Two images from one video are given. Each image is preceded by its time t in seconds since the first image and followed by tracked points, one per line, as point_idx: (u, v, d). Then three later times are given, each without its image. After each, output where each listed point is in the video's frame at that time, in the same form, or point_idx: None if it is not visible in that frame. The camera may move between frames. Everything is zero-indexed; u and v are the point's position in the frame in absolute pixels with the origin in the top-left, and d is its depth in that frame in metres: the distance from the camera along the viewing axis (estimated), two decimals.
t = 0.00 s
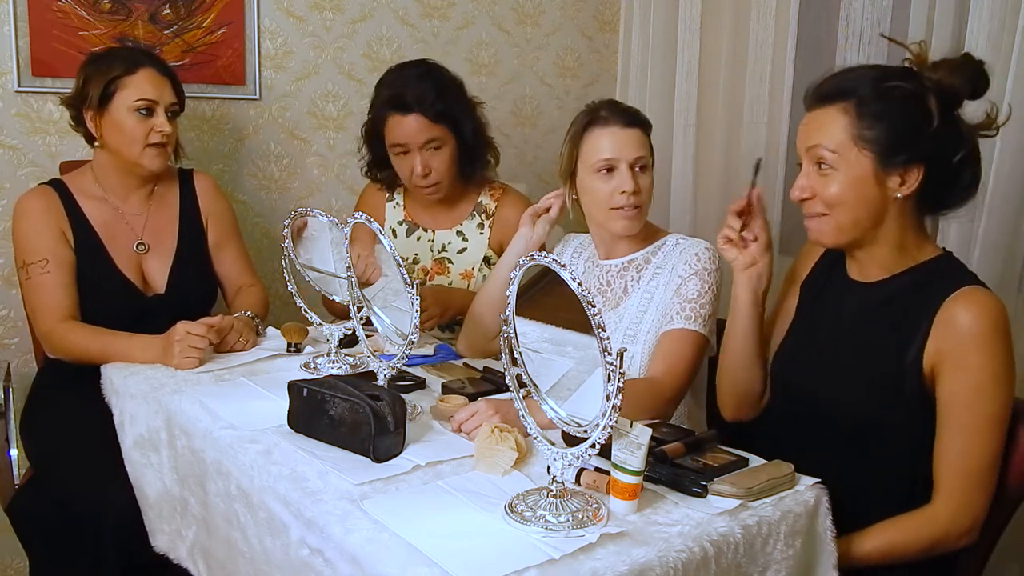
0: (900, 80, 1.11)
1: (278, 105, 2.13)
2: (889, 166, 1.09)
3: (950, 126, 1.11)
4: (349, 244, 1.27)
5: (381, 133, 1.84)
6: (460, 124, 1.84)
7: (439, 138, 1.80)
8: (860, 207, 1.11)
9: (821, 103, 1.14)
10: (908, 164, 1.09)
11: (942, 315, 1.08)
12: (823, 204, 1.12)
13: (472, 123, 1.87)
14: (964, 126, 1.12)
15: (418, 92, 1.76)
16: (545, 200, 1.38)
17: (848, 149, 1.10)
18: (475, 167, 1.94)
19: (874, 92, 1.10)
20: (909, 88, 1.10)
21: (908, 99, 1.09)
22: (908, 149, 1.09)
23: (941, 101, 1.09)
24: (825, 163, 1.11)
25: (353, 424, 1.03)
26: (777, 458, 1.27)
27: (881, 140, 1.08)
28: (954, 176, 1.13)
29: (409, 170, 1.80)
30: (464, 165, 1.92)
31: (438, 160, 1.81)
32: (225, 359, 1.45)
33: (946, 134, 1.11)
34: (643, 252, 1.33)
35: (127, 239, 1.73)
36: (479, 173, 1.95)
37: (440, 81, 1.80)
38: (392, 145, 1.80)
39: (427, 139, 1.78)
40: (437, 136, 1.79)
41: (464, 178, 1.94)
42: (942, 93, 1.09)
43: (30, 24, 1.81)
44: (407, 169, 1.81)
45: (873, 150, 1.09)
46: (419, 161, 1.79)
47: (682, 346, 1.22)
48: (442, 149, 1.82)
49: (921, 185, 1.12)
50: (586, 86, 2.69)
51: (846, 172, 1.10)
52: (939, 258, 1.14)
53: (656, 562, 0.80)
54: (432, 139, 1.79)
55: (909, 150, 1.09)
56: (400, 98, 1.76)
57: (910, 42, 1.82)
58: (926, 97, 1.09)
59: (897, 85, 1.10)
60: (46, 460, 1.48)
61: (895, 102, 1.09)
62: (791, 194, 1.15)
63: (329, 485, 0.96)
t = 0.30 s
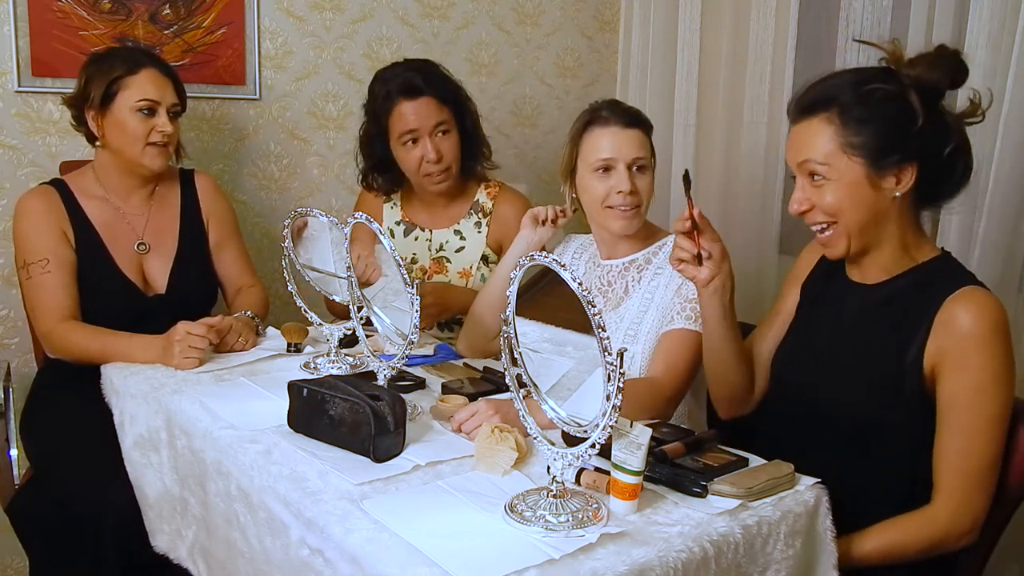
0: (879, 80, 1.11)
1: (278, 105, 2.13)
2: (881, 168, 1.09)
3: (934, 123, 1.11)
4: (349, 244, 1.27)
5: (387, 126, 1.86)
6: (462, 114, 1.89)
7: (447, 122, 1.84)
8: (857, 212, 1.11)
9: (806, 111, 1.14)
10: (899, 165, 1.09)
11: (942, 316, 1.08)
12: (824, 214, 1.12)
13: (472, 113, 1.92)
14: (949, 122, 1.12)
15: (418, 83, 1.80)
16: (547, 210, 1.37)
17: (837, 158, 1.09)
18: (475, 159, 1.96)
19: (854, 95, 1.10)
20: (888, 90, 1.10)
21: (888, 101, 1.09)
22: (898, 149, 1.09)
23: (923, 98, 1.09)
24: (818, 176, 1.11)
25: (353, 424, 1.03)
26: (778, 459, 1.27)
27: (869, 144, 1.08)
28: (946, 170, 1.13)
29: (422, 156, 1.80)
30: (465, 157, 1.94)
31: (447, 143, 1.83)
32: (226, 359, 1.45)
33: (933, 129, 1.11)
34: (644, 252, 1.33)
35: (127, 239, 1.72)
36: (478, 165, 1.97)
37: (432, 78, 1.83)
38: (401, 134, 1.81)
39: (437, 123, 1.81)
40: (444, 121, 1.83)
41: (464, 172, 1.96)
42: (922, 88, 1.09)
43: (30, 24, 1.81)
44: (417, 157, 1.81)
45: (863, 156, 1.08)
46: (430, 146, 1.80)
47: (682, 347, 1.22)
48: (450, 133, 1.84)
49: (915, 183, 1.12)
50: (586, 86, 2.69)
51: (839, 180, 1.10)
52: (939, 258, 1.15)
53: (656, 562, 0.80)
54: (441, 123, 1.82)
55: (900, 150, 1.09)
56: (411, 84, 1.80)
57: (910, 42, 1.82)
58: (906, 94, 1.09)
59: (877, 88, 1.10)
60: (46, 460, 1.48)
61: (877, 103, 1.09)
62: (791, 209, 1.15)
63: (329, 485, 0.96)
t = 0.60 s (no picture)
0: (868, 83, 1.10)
1: (278, 105, 2.13)
2: (875, 169, 1.09)
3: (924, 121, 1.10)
4: (349, 244, 1.27)
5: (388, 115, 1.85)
6: (464, 108, 1.89)
7: (446, 114, 1.83)
8: (855, 213, 1.11)
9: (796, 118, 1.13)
10: (892, 167, 1.09)
11: (940, 316, 1.08)
12: (821, 218, 1.13)
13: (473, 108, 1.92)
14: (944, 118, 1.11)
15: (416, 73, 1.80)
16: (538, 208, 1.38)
17: (831, 163, 1.10)
18: (474, 156, 1.95)
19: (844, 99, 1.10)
20: (876, 93, 1.09)
21: (877, 103, 1.09)
22: (892, 150, 1.09)
23: (913, 97, 1.09)
24: (813, 182, 1.12)
25: (352, 424, 1.03)
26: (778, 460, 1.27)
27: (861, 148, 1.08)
28: (941, 167, 1.13)
29: (422, 146, 1.80)
30: (465, 154, 1.94)
31: (447, 135, 1.83)
32: (226, 359, 1.45)
33: (926, 128, 1.10)
34: (644, 252, 1.33)
35: (128, 238, 1.72)
36: (478, 165, 1.96)
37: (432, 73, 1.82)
38: (401, 123, 1.81)
39: (436, 114, 1.81)
40: (444, 112, 1.83)
41: (462, 171, 1.95)
42: (912, 90, 1.09)
43: (30, 24, 1.81)
44: (414, 147, 1.81)
45: (857, 159, 1.08)
46: (429, 136, 1.80)
47: (682, 347, 1.22)
48: (451, 126, 1.84)
49: (912, 181, 1.12)
50: (586, 86, 2.69)
51: (834, 185, 1.10)
52: (937, 258, 1.14)
53: (656, 562, 0.80)
54: (441, 114, 1.82)
55: (894, 150, 1.09)
56: (413, 74, 1.80)
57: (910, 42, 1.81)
58: (896, 94, 1.09)
59: (868, 91, 1.10)
60: (47, 460, 1.48)
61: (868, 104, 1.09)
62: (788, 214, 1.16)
63: (329, 485, 0.96)
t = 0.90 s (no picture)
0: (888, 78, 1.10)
1: (278, 105, 2.13)
2: (886, 166, 1.09)
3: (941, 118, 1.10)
4: (349, 244, 1.27)
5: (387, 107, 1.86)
6: (462, 107, 1.85)
7: (436, 115, 1.82)
8: (861, 205, 1.11)
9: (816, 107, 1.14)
10: (905, 162, 1.10)
11: (939, 313, 1.08)
12: (826, 206, 1.13)
13: (474, 106, 1.88)
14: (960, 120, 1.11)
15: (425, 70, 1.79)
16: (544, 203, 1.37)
17: (843, 153, 1.10)
18: (474, 154, 1.92)
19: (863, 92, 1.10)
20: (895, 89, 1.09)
21: (896, 99, 1.09)
22: (904, 146, 1.09)
23: (932, 96, 1.09)
24: (823, 171, 1.12)
25: (353, 424, 1.03)
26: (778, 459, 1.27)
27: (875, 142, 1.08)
28: (952, 170, 1.13)
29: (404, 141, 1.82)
30: (462, 153, 1.91)
31: (433, 135, 1.82)
32: (226, 359, 1.45)
33: (942, 125, 1.10)
34: (644, 252, 1.33)
35: (127, 238, 1.72)
36: (478, 164, 1.93)
37: (445, 69, 1.81)
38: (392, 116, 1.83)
39: (425, 112, 1.80)
40: (434, 112, 1.81)
41: (461, 169, 1.93)
42: (933, 88, 1.09)
43: (30, 24, 1.81)
44: (401, 140, 1.82)
45: (869, 151, 1.09)
46: (415, 134, 1.81)
47: (682, 347, 1.22)
48: (439, 127, 1.82)
49: (923, 178, 1.12)
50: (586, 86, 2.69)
51: (843, 175, 1.10)
52: (938, 255, 1.14)
53: (656, 562, 0.80)
54: (429, 113, 1.80)
55: (904, 148, 1.09)
56: (411, 70, 1.80)
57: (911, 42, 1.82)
58: (915, 92, 1.09)
59: (889, 85, 1.09)
60: (46, 460, 1.48)
61: (887, 98, 1.09)
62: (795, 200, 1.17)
63: (329, 485, 0.96)
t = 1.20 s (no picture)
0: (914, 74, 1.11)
1: (278, 105, 2.13)
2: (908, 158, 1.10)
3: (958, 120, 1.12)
4: (349, 245, 1.27)
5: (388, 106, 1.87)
6: (461, 110, 1.85)
7: (433, 117, 1.81)
8: (876, 198, 1.12)
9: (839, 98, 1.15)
10: (925, 154, 1.11)
11: (941, 309, 1.09)
12: (845, 193, 1.13)
13: (476, 107, 1.87)
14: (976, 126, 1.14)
15: (430, 70, 1.79)
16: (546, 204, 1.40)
17: (868, 141, 1.11)
18: (474, 156, 1.91)
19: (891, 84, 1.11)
20: (922, 85, 1.11)
21: (920, 94, 1.10)
22: (922, 141, 1.10)
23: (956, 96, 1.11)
24: (846, 160, 1.12)
25: (353, 424, 1.03)
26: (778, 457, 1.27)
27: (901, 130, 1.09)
28: (965, 171, 1.14)
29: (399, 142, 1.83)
30: (461, 154, 1.90)
31: (427, 139, 1.81)
32: (226, 359, 1.45)
33: (959, 125, 1.12)
34: (644, 252, 1.33)
35: (128, 239, 1.72)
36: (478, 165, 1.92)
37: (456, 67, 1.84)
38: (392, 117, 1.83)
39: (421, 114, 1.80)
40: (431, 113, 1.80)
41: (461, 169, 1.91)
42: (959, 90, 1.10)
43: (30, 24, 1.81)
44: (399, 142, 1.83)
45: (892, 141, 1.10)
46: (410, 135, 1.81)
47: (683, 346, 1.22)
48: (434, 130, 1.82)
49: (941, 174, 1.13)
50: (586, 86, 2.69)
51: (866, 162, 1.11)
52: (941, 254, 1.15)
53: (656, 562, 0.80)
54: (424, 115, 1.80)
55: (923, 142, 1.10)
56: (409, 73, 1.80)
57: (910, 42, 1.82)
58: (942, 93, 1.11)
59: (914, 82, 1.11)
60: (47, 460, 1.48)
61: (912, 91, 1.10)
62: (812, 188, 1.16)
63: (329, 485, 0.96)
